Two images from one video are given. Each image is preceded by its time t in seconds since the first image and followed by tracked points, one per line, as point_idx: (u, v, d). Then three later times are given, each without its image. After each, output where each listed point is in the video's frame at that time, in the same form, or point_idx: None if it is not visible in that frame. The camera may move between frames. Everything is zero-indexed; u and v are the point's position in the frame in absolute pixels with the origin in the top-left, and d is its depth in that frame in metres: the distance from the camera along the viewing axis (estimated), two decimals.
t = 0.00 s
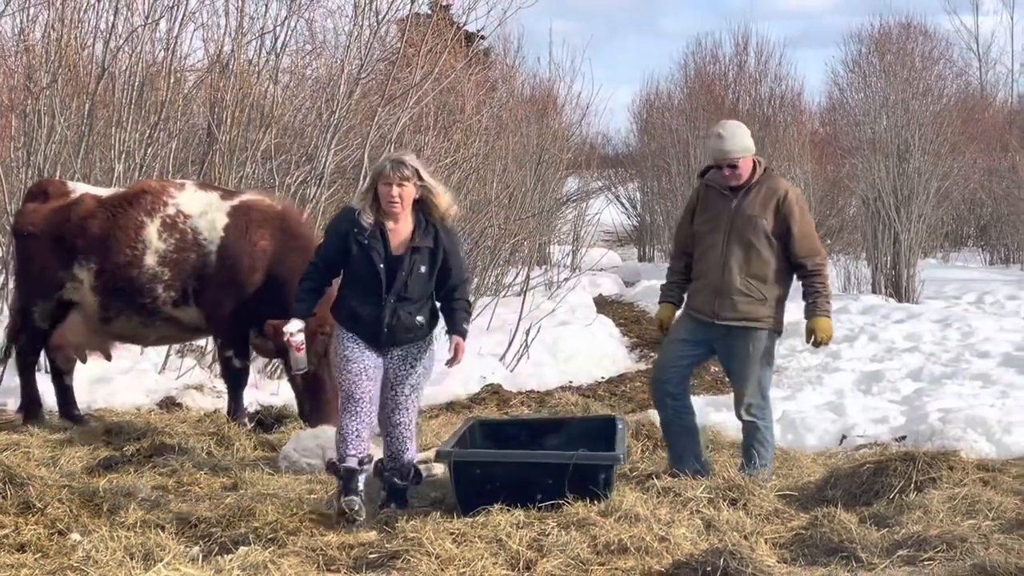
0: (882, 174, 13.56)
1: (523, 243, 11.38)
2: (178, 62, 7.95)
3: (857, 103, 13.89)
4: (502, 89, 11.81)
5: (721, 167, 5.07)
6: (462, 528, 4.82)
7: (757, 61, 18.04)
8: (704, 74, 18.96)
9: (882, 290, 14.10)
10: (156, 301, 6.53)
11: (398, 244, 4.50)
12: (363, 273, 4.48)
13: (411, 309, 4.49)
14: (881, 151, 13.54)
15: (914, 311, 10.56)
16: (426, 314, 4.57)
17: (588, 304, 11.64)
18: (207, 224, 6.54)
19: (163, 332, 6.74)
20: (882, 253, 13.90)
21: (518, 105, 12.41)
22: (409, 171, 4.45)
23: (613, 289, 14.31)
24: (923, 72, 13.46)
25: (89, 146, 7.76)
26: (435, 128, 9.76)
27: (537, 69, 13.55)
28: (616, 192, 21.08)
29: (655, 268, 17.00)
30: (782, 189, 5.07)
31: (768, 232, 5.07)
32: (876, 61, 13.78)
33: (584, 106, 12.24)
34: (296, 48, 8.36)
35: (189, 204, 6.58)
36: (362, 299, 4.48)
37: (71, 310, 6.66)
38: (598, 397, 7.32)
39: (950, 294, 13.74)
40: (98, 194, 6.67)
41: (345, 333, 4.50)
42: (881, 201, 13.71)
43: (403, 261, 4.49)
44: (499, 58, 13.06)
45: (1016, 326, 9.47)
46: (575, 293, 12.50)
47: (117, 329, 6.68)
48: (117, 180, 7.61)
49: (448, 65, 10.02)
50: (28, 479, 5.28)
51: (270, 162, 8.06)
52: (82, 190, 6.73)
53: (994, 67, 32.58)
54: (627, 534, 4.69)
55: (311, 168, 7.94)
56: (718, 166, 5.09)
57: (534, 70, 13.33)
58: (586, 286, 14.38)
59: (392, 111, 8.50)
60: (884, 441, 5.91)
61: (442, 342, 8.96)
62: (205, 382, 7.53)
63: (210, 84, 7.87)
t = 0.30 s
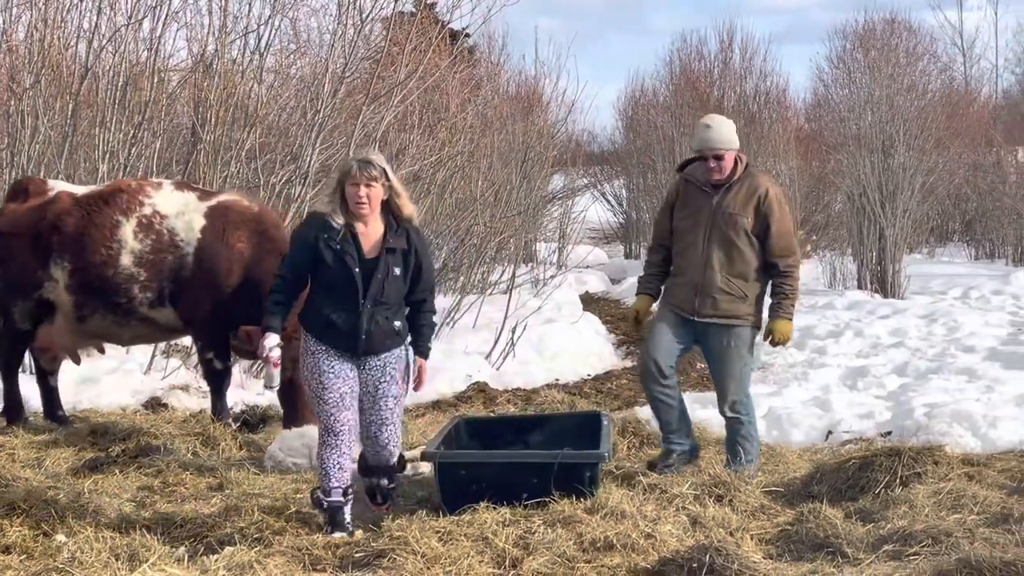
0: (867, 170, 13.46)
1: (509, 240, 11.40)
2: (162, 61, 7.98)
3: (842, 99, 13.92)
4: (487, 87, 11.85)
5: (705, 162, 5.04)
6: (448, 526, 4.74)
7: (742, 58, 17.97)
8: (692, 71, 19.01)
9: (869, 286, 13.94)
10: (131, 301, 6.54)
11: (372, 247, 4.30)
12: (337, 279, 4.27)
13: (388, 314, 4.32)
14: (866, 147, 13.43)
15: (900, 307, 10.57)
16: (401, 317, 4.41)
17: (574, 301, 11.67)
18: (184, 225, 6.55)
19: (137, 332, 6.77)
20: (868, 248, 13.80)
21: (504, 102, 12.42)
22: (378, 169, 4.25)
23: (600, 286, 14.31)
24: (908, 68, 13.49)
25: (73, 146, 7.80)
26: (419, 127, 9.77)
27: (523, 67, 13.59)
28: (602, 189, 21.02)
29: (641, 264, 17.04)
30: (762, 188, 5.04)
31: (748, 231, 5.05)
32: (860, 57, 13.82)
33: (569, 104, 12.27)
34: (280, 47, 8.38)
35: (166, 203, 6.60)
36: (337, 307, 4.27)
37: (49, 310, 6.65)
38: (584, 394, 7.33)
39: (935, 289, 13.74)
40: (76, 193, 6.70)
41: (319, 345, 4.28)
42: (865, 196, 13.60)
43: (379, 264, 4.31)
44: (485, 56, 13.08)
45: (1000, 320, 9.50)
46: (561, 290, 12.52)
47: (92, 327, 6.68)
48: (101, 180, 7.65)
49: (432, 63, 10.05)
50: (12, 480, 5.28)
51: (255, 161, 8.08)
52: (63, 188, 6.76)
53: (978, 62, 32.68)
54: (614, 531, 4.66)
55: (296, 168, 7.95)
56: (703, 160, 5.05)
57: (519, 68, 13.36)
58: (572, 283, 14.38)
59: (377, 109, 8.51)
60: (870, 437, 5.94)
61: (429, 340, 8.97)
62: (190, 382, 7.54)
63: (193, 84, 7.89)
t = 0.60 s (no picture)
0: (856, 167, 13.40)
1: (498, 239, 11.42)
2: (149, 62, 8.01)
3: (831, 95, 13.93)
4: (475, 86, 11.89)
5: (667, 157, 5.02)
6: (437, 525, 4.66)
7: (731, 54, 17.91)
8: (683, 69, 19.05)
9: (859, 282, 14.01)
10: (121, 300, 6.55)
11: (363, 244, 4.19)
12: (329, 277, 4.14)
13: (379, 311, 4.21)
14: (855, 143, 13.39)
15: (890, 303, 10.56)
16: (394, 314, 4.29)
17: (564, 299, 11.69)
18: (173, 225, 6.59)
19: (127, 331, 6.78)
20: (857, 245, 13.77)
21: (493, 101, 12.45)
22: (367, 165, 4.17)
23: (589, 284, 14.31)
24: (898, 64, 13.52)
25: (61, 147, 7.83)
26: (407, 126, 9.79)
27: (512, 66, 13.63)
28: (591, 187, 20.96)
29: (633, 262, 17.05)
30: (726, 179, 5.05)
31: (715, 222, 5.05)
32: (850, 53, 13.86)
33: (557, 102, 12.31)
34: (268, 47, 8.42)
35: (156, 203, 6.62)
36: (329, 305, 4.13)
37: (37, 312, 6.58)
38: (573, 392, 7.33)
39: (925, 285, 13.73)
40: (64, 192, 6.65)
41: (313, 346, 4.17)
42: (854, 192, 13.57)
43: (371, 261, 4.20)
44: (474, 55, 13.11)
45: (989, 316, 9.51)
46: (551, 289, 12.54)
47: (81, 327, 6.65)
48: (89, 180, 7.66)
49: (419, 62, 10.09)
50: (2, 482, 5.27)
51: (243, 161, 8.11)
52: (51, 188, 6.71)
53: (967, 58, 32.73)
54: (602, 530, 4.59)
55: (284, 167, 7.97)
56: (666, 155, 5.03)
57: (508, 66, 13.36)
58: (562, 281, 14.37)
59: (366, 108, 8.54)
60: (859, 433, 5.95)
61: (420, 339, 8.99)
62: (181, 382, 7.56)
63: (181, 83, 7.91)
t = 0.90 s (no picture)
0: (851, 164, 13.43)
1: (494, 238, 11.43)
2: (144, 61, 8.02)
3: (827, 93, 13.95)
4: (470, 85, 11.91)
5: (634, 147, 5.00)
6: (434, 524, 4.64)
7: (726, 53, 17.91)
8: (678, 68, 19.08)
9: (854, 280, 13.96)
10: (119, 300, 6.55)
11: (380, 249, 4.04)
12: (344, 283, 3.98)
13: (396, 319, 4.02)
14: (850, 141, 13.41)
15: (885, 300, 10.58)
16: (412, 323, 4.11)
17: (559, 298, 11.69)
18: (169, 224, 6.59)
19: (127, 331, 6.80)
20: (853, 243, 13.78)
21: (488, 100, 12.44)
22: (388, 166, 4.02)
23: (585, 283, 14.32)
24: (892, 62, 13.55)
25: (56, 148, 7.84)
26: (402, 125, 9.80)
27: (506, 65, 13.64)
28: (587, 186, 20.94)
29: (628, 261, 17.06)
30: (694, 164, 5.04)
31: (687, 209, 5.03)
32: (845, 52, 13.89)
33: (551, 101, 12.32)
34: (263, 47, 8.43)
35: (153, 203, 6.63)
36: (344, 313, 3.98)
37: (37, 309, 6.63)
38: (570, 390, 7.34)
39: (920, 282, 13.73)
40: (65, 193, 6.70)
41: (326, 354, 4.01)
42: (849, 189, 13.61)
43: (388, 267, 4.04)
44: (469, 54, 13.11)
45: (985, 312, 9.52)
46: (546, 287, 12.54)
47: (82, 326, 6.69)
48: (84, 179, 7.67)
49: (414, 61, 10.10)
50: None
51: (238, 161, 8.12)
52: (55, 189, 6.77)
53: (961, 55, 32.77)
54: (599, 527, 4.59)
55: (280, 167, 7.97)
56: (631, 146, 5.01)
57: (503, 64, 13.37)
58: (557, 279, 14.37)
59: (361, 108, 8.55)
60: (855, 430, 5.96)
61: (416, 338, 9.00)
62: (177, 382, 7.57)
63: (176, 83, 7.92)
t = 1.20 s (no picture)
0: (852, 164, 13.45)
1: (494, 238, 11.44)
2: (145, 62, 8.03)
3: (827, 94, 13.97)
4: (470, 85, 11.92)
5: (624, 154, 4.98)
6: (435, 524, 4.64)
7: (726, 53, 17.91)
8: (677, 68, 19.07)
9: (854, 280, 13.97)
10: (123, 301, 6.56)
11: (412, 229, 3.97)
12: (375, 263, 3.92)
13: (428, 303, 3.96)
14: (851, 141, 13.41)
15: (886, 300, 10.59)
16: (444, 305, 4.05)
17: (560, 298, 11.70)
18: (169, 225, 6.59)
19: (129, 332, 6.80)
20: (853, 243, 13.79)
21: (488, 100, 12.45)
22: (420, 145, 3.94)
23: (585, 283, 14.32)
24: (892, 62, 13.56)
25: (57, 149, 7.86)
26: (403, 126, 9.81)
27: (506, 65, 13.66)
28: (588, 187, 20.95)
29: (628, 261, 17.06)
30: (685, 159, 5.07)
31: (683, 204, 5.06)
32: (845, 52, 13.91)
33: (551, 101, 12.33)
34: (263, 47, 8.45)
35: (154, 205, 6.64)
36: (374, 295, 3.92)
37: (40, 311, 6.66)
38: (570, 391, 7.35)
39: (920, 282, 13.73)
40: (68, 195, 6.71)
41: (351, 337, 3.97)
42: (850, 189, 13.62)
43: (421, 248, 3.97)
44: (469, 54, 13.12)
45: (985, 312, 9.52)
46: (547, 288, 12.55)
47: (87, 328, 6.70)
48: (85, 181, 7.69)
49: (414, 61, 10.11)
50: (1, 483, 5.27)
51: (239, 162, 8.13)
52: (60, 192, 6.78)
53: (961, 55, 32.77)
54: (600, 527, 4.59)
55: (280, 168, 7.99)
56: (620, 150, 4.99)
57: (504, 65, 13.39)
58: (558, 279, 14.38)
59: (361, 108, 8.56)
60: (856, 430, 5.97)
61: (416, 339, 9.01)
62: (178, 383, 7.59)
63: (177, 84, 7.94)
